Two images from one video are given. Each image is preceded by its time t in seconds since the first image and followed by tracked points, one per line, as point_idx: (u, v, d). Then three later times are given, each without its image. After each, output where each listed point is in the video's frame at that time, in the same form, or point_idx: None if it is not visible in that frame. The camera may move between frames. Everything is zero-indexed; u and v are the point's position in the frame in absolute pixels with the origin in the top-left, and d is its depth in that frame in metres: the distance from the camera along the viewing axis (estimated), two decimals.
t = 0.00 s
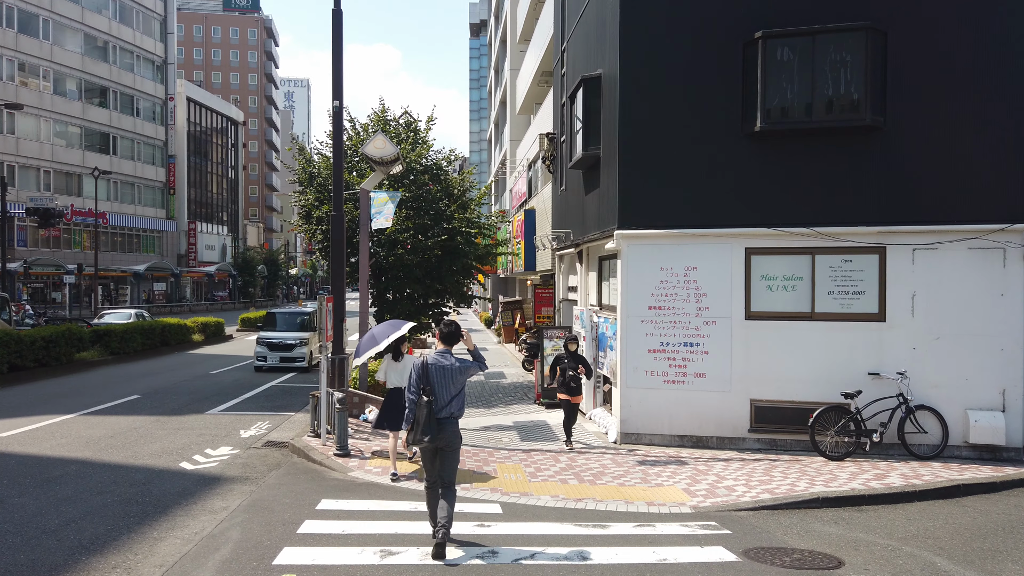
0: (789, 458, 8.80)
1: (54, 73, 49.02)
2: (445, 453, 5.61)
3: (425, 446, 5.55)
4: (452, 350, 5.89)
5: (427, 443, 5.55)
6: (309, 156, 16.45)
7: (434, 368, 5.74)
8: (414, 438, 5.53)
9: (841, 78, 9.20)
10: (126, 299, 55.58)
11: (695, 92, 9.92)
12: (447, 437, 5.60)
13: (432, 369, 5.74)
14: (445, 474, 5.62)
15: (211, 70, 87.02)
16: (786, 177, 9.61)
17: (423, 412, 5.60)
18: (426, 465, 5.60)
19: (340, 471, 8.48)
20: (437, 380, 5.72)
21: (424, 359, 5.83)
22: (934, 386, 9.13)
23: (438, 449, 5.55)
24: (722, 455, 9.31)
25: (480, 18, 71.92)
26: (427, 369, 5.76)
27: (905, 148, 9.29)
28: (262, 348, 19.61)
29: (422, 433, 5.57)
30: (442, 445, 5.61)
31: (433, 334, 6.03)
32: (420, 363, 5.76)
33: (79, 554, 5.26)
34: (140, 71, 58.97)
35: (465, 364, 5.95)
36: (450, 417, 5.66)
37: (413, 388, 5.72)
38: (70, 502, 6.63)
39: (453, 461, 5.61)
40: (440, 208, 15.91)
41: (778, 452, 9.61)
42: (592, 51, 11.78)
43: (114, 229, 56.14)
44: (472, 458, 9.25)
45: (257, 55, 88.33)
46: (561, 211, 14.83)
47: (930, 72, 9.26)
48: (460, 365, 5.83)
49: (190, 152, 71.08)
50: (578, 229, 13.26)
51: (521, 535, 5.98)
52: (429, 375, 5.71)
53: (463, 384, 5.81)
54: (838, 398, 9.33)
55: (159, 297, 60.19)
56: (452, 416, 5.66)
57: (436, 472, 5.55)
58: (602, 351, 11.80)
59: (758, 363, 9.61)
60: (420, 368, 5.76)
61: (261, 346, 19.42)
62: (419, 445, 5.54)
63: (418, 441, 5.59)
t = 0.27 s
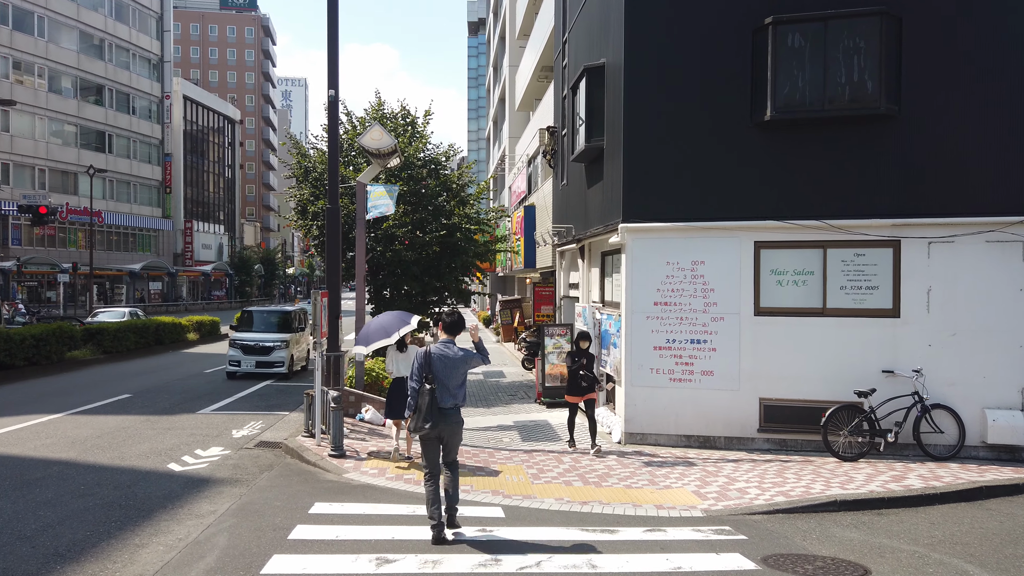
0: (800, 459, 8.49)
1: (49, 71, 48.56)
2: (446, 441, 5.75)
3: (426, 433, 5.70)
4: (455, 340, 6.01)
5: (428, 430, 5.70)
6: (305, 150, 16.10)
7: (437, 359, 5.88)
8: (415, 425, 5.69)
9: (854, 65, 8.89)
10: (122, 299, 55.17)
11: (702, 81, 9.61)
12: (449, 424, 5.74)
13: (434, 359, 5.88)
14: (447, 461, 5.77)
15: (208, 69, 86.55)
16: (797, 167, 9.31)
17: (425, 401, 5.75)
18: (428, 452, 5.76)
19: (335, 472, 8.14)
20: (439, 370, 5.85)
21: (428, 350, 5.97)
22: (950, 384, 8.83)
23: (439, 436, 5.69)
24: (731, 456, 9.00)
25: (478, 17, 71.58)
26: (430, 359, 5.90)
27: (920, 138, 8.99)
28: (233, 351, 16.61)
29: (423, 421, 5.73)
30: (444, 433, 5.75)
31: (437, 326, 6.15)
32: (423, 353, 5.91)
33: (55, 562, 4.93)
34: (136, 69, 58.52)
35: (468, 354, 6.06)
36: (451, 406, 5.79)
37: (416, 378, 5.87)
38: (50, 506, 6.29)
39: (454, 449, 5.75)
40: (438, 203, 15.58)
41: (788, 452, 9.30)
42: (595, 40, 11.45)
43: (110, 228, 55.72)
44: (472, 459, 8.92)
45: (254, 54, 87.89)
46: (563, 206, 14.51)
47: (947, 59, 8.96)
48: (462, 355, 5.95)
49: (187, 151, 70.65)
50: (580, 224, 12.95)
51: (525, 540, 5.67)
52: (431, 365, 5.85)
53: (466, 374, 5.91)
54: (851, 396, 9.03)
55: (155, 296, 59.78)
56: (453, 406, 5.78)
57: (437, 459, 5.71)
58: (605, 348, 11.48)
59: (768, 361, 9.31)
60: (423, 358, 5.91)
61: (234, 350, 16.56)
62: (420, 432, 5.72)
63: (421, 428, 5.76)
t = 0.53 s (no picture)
0: (815, 466, 8.19)
1: (45, 70, 48.15)
2: (450, 453, 5.63)
3: (429, 444, 5.58)
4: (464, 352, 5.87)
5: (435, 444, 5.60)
6: (302, 148, 15.77)
7: (443, 370, 5.75)
8: (418, 436, 5.58)
9: (870, 58, 8.59)
10: (119, 299, 54.81)
11: (711, 75, 9.31)
12: (453, 437, 5.63)
13: (441, 371, 5.75)
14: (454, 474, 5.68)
15: (205, 68, 86.10)
16: (809, 164, 9.02)
17: (429, 412, 5.63)
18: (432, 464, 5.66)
19: (333, 481, 7.82)
20: (446, 382, 5.72)
21: (435, 360, 5.84)
22: (969, 388, 8.54)
23: (443, 448, 5.57)
24: (742, 462, 8.71)
25: (477, 15, 71.28)
26: (437, 370, 5.78)
27: (938, 134, 8.69)
28: (201, 360, 14.23)
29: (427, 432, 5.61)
30: (449, 444, 5.63)
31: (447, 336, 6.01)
32: (430, 366, 5.79)
33: None
34: (133, 68, 58.11)
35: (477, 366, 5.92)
36: (456, 418, 5.67)
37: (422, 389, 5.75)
38: (32, 521, 5.98)
39: (461, 461, 5.67)
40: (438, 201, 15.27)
41: (801, 458, 9.01)
42: (600, 34, 11.14)
43: (106, 228, 55.35)
44: (475, 466, 8.61)
45: (252, 53, 87.49)
46: (565, 205, 14.21)
47: (966, 51, 8.66)
48: (470, 367, 5.81)
49: (184, 150, 70.26)
50: (584, 223, 12.64)
51: (533, 557, 5.36)
52: (438, 376, 5.72)
53: (473, 386, 5.78)
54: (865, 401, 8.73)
55: (151, 296, 59.41)
56: (458, 418, 5.66)
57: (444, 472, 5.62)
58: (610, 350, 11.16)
59: (780, 364, 9.02)
60: (430, 370, 5.79)
61: (201, 358, 14.12)
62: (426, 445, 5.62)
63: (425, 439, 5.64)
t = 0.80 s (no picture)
0: (832, 467, 7.89)
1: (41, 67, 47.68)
2: (460, 439, 5.80)
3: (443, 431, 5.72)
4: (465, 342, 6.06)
5: (443, 429, 5.71)
6: (299, 141, 15.45)
7: (450, 360, 5.93)
8: (431, 424, 5.69)
9: (888, 43, 8.29)
10: (116, 299, 54.39)
11: (723, 62, 9.01)
12: (463, 424, 5.81)
13: (447, 360, 5.94)
14: (461, 460, 5.81)
15: (202, 66, 85.61)
16: (824, 154, 8.72)
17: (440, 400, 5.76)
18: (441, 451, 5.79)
19: (331, 483, 7.50)
20: (453, 371, 5.92)
21: (439, 352, 5.99)
22: (991, 386, 8.26)
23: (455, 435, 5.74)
24: (756, 463, 8.40)
25: (476, 14, 70.93)
26: (443, 361, 5.94)
27: (958, 122, 8.39)
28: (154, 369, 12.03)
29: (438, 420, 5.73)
30: (458, 431, 5.80)
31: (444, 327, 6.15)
32: (436, 354, 5.97)
33: None
34: (130, 65, 57.66)
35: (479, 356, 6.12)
36: (464, 405, 5.86)
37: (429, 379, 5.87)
38: (14, 525, 5.65)
39: (468, 447, 5.81)
40: (439, 196, 14.96)
41: (815, 458, 8.72)
42: (607, 21, 10.84)
43: (103, 226, 54.91)
44: (478, 467, 8.30)
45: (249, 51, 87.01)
46: (569, 200, 13.89)
47: (988, 37, 8.36)
48: (474, 356, 6.01)
49: (181, 149, 69.83)
50: (589, 218, 12.32)
51: (544, 564, 5.05)
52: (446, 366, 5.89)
53: (477, 375, 5.99)
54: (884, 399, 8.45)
55: (148, 296, 59.00)
56: (467, 405, 5.86)
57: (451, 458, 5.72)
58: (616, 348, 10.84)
59: (793, 361, 8.73)
60: (436, 359, 5.97)
61: (152, 367, 11.77)
62: (435, 431, 5.71)
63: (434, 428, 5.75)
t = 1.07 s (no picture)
0: (846, 473, 7.59)
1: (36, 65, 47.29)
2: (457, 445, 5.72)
3: (438, 438, 5.68)
4: (463, 346, 5.89)
5: (439, 435, 5.67)
6: (295, 137, 15.14)
7: (446, 365, 5.81)
8: (427, 430, 5.67)
9: (904, 33, 7.99)
10: (111, 299, 53.99)
11: (731, 53, 8.72)
12: (460, 429, 5.71)
13: (444, 366, 5.80)
14: (458, 466, 5.73)
15: (199, 64, 85.18)
16: (837, 148, 8.43)
17: (435, 407, 5.70)
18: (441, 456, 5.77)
19: (325, 489, 7.20)
20: (448, 376, 5.78)
21: (437, 356, 5.88)
22: (1010, 388, 7.98)
23: (451, 441, 5.66)
24: (766, 468, 8.11)
25: (474, 13, 70.64)
26: (439, 366, 5.82)
27: (976, 115, 8.09)
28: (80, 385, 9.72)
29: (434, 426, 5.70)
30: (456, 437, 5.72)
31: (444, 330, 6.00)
32: (433, 359, 5.84)
33: None
34: (126, 64, 57.29)
35: (478, 361, 5.96)
36: (462, 411, 5.75)
37: (426, 384, 5.80)
38: None
39: (466, 452, 5.72)
40: (437, 194, 14.66)
41: (827, 463, 8.43)
42: (610, 12, 10.54)
43: (99, 226, 54.52)
44: (479, 472, 7.99)
45: (247, 50, 86.61)
46: (571, 197, 13.58)
47: (1008, 26, 8.06)
48: (471, 362, 5.86)
49: (178, 148, 69.46)
50: (592, 215, 12.01)
51: None
52: (440, 371, 5.77)
53: (475, 379, 5.84)
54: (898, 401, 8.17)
55: (144, 295, 58.62)
56: (464, 411, 5.74)
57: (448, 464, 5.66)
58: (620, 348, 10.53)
59: (804, 362, 8.45)
60: (433, 364, 5.83)
61: (80, 383, 9.60)
62: (431, 437, 5.68)
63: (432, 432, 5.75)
